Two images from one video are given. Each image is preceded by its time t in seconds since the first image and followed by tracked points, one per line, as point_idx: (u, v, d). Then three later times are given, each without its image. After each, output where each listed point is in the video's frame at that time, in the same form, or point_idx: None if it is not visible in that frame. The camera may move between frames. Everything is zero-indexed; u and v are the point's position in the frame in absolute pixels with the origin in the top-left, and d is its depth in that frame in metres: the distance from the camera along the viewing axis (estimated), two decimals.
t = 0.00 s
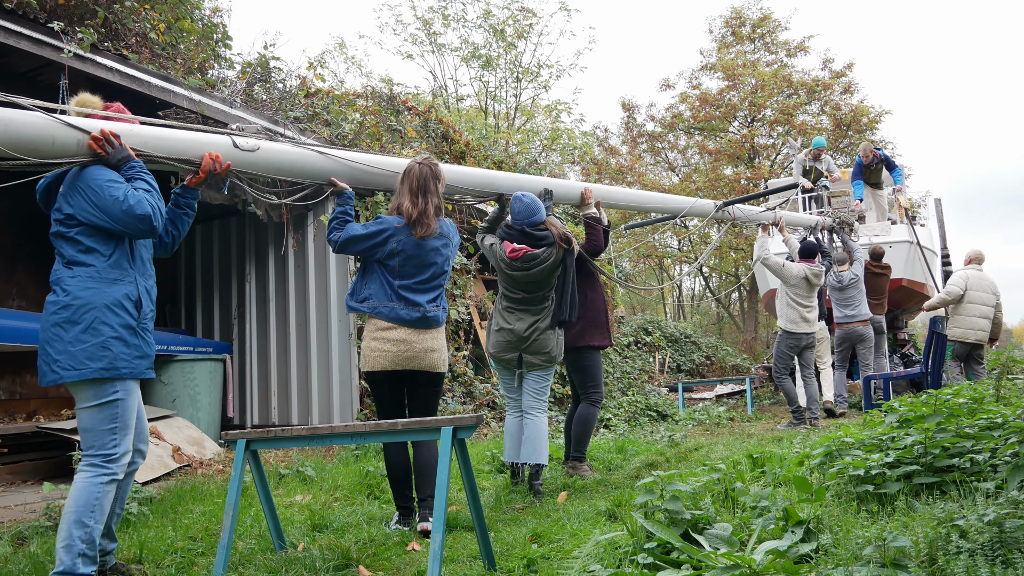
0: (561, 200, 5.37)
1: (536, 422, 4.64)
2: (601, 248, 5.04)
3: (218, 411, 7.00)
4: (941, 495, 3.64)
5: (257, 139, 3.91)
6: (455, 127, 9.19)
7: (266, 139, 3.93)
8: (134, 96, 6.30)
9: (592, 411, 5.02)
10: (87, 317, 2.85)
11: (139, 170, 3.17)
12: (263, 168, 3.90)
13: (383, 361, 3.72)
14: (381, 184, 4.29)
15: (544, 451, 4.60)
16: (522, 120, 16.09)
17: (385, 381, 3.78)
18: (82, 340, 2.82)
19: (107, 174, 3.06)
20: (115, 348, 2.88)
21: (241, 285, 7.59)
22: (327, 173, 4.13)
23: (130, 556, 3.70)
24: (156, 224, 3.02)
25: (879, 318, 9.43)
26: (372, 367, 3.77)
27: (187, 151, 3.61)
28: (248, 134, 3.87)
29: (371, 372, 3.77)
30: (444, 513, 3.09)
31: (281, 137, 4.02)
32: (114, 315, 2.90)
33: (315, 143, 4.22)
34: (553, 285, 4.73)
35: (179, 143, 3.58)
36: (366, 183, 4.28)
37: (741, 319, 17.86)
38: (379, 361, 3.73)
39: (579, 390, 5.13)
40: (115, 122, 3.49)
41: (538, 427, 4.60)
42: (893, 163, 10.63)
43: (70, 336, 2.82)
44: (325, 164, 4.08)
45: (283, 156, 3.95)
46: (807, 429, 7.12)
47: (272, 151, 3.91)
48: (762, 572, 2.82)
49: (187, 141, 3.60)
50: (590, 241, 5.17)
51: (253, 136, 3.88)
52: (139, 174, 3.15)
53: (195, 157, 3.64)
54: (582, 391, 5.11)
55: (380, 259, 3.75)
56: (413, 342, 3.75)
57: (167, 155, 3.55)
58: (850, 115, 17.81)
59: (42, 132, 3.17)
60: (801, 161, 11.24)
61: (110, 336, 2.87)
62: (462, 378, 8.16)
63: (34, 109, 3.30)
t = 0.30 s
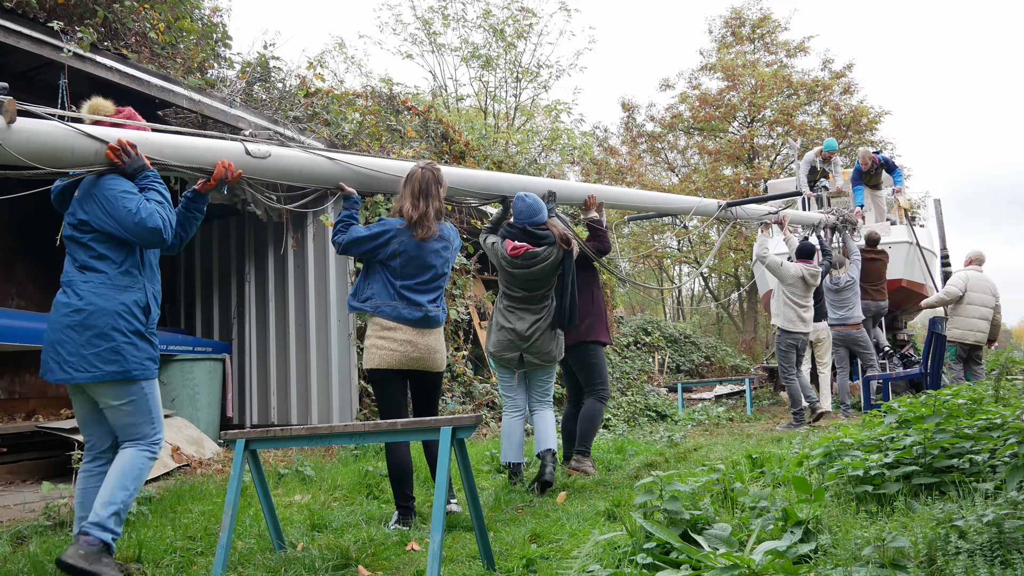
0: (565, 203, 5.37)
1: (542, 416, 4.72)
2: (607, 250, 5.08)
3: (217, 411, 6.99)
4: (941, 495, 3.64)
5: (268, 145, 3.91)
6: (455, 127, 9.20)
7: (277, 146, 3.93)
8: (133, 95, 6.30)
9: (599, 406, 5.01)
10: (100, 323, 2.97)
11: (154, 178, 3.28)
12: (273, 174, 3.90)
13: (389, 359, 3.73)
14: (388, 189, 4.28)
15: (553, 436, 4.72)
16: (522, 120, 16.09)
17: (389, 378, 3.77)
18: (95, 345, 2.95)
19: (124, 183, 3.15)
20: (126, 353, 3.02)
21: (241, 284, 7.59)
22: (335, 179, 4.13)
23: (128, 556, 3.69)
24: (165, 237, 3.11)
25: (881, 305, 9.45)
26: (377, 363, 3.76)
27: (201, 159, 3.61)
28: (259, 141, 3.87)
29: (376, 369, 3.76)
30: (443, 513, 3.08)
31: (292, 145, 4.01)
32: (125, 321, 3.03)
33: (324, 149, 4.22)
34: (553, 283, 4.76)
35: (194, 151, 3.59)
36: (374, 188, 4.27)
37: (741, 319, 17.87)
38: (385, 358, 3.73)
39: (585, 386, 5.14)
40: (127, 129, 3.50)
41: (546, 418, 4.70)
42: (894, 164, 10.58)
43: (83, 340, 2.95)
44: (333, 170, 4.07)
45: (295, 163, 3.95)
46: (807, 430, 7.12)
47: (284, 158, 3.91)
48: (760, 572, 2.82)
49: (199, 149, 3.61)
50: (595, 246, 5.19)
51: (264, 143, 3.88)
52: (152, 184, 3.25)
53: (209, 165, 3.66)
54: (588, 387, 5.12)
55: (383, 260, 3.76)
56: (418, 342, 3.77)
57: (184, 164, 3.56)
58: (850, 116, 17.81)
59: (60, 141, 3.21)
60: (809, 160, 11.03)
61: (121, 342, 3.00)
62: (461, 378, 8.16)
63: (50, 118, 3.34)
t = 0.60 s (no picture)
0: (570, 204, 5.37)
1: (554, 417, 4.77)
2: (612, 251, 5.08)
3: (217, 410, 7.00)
4: (940, 495, 3.64)
5: (282, 150, 3.91)
6: (454, 126, 9.22)
7: (291, 150, 3.94)
8: (133, 94, 6.30)
9: (597, 411, 5.09)
10: (123, 324, 3.07)
11: (172, 182, 3.38)
12: (286, 179, 3.91)
13: (410, 360, 3.83)
14: (399, 192, 4.27)
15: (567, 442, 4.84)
16: (522, 120, 16.07)
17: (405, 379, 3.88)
18: (119, 344, 3.03)
19: (143, 188, 3.25)
20: (148, 352, 3.09)
21: (241, 283, 7.57)
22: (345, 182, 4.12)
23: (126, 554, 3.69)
24: (184, 240, 3.20)
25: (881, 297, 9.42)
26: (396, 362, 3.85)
27: (216, 163, 3.63)
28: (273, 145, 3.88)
29: (397, 369, 3.85)
30: (443, 512, 3.08)
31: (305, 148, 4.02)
32: (148, 322, 3.12)
33: (337, 153, 4.21)
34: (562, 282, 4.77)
35: (208, 157, 3.61)
36: (386, 191, 4.26)
37: (740, 319, 17.87)
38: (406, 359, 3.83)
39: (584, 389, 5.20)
40: (142, 134, 3.52)
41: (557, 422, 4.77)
42: (893, 165, 10.49)
43: (107, 341, 3.04)
44: (346, 174, 4.06)
45: (308, 167, 3.95)
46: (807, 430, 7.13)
47: (297, 163, 3.91)
48: (759, 571, 2.83)
49: (214, 155, 3.63)
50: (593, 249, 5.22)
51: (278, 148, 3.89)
52: (171, 189, 3.35)
53: (224, 171, 3.68)
54: (589, 390, 5.17)
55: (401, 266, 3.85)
56: (439, 342, 3.89)
57: (199, 169, 3.59)
58: (850, 116, 17.79)
59: (82, 149, 3.27)
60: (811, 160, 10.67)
61: (144, 342, 3.09)
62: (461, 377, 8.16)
63: (71, 125, 3.38)
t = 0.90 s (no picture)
0: (574, 203, 5.37)
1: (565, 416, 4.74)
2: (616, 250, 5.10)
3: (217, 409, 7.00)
4: (940, 494, 3.64)
5: (291, 149, 3.90)
6: (455, 125, 9.22)
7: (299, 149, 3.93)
8: (133, 92, 6.31)
9: (593, 413, 5.13)
10: (147, 315, 3.12)
11: (185, 181, 3.39)
12: (295, 178, 3.91)
13: (424, 362, 3.83)
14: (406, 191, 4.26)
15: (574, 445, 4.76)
16: (522, 119, 16.03)
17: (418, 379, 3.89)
18: (144, 336, 3.08)
19: (157, 187, 3.28)
20: (172, 344, 3.14)
21: (240, 281, 7.55)
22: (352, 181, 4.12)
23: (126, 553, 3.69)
24: (199, 236, 3.25)
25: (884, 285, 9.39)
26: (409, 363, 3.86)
27: (229, 162, 3.64)
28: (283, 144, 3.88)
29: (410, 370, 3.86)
30: (442, 511, 3.08)
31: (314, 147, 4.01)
32: (171, 314, 3.17)
33: (345, 152, 4.20)
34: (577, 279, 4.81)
35: (221, 156, 3.61)
36: (395, 190, 4.25)
37: (740, 318, 17.87)
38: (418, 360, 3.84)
39: (580, 390, 5.22)
40: (156, 134, 3.53)
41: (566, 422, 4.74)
42: (894, 163, 10.46)
43: (131, 334, 3.09)
44: (354, 173, 4.05)
45: (318, 166, 3.94)
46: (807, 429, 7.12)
47: (306, 162, 3.90)
48: (758, 571, 2.83)
49: (226, 154, 3.63)
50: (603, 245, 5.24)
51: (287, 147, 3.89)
52: (184, 187, 3.37)
53: (235, 169, 3.68)
54: (586, 393, 5.20)
55: (414, 265, 3.85)
56: (450, 341, 3.88)
57: (214, 168, 3.59)
58: (850, 115, 17.78)
59: (98, 148, 3.25)
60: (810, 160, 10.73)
61: (168, 334, 3.13)
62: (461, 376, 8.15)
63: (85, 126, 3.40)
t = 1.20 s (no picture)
0: (577, 203, 5.36)
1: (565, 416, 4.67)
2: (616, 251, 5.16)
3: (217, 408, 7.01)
4: (940, 494, 3.64)
5: (294, 150, 3.90)
6: (455, 125, 9.23)
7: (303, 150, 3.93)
8: (134, 92, 6.30)
9: (610, 410, 5.10)
10: (157, 312, 3.12)
11: (190, 182, 3.38)
12: (298, 180, 3.90)
13: (427, 357, 3.81)
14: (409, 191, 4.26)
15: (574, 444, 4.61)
16: (523, 119, 16.01)
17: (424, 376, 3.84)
18: (154, 333, 3.09)
19: (161, 189, 3.27)
20: (182, 341, 3.14)
21: (240, 280, 7.53)
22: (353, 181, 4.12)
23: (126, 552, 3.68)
24: (203, 236, 3.25)
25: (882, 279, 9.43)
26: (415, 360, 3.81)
27: (233, 164, 3.64)
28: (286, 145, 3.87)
29: (413, 366, 3.82)
30: (442, 511, 3.07)
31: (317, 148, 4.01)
32: (181, 310, 3.18)
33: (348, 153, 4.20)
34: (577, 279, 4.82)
35: (225, 157, 3.61)
36: (397, 191, 4.25)
37: (741, 318, 17.87)
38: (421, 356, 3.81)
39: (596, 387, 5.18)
40: (161, 136, 3.53)
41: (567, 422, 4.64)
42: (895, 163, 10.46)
43: (141, 330, 3.09)
44: (356, 173, 4.05)
45: (321, 167, 3.94)
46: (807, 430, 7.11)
47: (310, 163, 3.90)
48: (758, 571, 2.83)
49: (229, 155, 3.63)
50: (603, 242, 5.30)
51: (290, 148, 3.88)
52: (189, 188, 3.36)
53: (240, 171, 3.68)
54: (600, 390, 5.19)
55: (415, 264, 3.86)
56: (455, 339, 3.90)
57: (217, 170, 3.59)
58: (850, 115, 17.78)
59: (103, 150, 3.28)
60: (810, 160, 10.73)
61: (178, 331, 3.14)
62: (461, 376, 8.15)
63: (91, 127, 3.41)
